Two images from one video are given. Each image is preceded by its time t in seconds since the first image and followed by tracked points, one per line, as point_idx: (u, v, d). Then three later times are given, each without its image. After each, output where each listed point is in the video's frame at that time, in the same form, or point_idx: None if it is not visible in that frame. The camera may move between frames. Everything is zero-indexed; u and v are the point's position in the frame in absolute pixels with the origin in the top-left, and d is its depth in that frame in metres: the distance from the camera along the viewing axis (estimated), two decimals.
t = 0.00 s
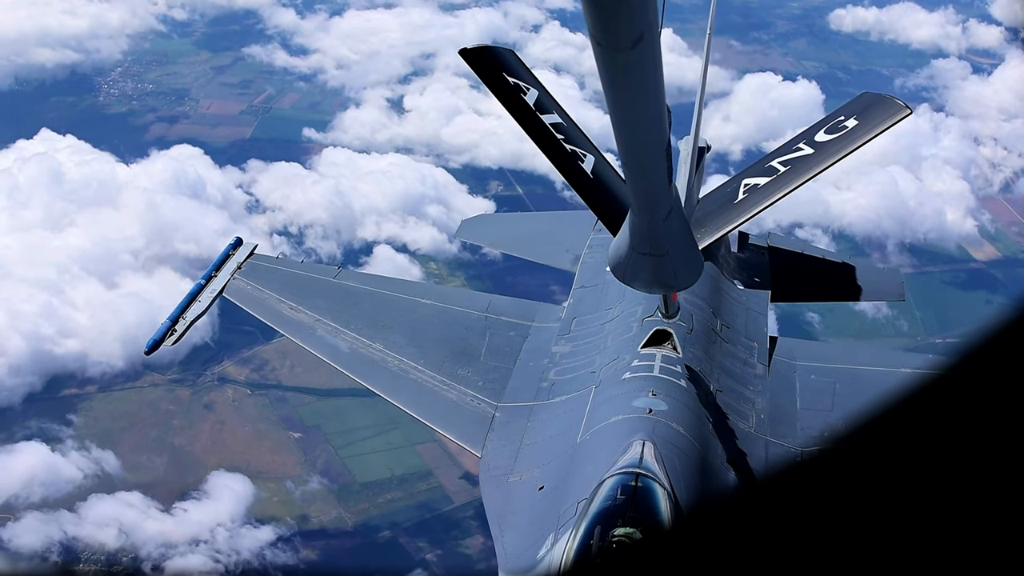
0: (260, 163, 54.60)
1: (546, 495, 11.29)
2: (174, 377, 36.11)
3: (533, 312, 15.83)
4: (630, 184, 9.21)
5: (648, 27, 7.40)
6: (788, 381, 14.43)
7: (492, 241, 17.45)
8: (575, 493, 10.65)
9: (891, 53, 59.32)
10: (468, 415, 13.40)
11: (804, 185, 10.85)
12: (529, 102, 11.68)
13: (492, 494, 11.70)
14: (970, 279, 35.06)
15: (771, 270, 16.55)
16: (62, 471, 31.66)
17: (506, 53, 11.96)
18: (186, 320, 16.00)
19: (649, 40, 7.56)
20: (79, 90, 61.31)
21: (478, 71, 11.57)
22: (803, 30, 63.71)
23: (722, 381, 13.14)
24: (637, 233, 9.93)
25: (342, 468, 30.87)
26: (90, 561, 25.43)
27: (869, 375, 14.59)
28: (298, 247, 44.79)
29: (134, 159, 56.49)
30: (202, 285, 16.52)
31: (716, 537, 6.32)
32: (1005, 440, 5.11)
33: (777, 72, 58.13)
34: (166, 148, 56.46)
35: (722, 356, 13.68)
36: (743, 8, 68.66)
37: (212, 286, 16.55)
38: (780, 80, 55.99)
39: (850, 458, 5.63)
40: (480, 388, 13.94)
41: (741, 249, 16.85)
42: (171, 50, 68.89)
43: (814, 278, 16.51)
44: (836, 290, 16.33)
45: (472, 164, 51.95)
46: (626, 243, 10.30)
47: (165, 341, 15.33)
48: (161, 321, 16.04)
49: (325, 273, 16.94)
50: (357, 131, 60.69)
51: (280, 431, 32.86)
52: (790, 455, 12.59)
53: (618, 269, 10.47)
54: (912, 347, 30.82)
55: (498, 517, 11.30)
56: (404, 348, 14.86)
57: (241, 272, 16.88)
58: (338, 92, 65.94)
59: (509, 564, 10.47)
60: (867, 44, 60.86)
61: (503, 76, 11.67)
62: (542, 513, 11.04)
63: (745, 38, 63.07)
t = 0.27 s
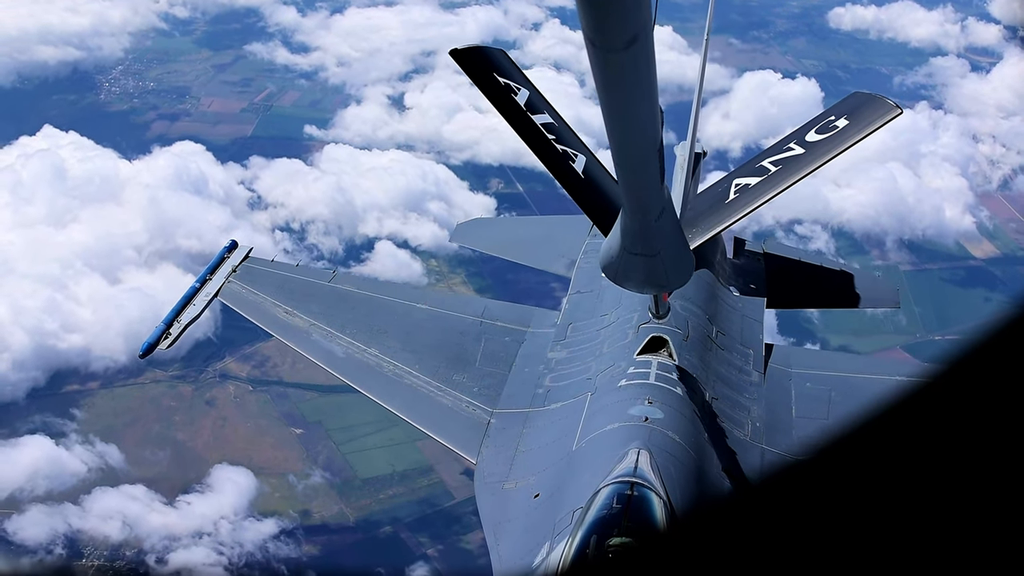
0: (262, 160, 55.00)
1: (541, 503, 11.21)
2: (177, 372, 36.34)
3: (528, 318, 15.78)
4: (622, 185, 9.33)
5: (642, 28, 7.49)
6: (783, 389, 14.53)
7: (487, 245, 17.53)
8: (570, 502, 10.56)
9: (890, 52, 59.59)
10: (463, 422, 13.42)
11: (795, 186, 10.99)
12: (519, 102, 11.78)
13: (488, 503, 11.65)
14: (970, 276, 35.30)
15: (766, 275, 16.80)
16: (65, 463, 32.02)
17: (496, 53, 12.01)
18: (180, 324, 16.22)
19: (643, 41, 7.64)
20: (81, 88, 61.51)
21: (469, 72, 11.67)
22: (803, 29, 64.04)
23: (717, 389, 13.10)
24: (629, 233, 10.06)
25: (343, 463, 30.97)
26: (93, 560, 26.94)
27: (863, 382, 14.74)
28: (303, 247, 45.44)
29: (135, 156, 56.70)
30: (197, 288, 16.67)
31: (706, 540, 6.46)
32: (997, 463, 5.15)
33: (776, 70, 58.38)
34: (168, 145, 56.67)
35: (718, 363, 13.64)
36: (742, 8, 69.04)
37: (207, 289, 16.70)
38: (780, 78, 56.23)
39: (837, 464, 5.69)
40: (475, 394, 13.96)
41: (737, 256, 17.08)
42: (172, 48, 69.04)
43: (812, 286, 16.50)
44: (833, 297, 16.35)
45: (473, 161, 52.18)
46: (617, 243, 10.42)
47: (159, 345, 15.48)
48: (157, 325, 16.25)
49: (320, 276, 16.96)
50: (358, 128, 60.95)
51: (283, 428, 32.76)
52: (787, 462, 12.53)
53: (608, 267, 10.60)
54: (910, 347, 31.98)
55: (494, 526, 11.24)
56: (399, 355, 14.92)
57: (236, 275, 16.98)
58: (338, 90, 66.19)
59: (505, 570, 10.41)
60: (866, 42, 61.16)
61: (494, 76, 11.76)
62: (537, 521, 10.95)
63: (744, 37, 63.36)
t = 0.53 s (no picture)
0: (264, 157, 55.57)
1: (537, 510, 11.12)
2: (179, 368, 36.45)
3: (525, 325, 15.80)
4: (616, 189, 9.44)
5: (637, 30, 7.53)
6: (781, 396, 14.63)
7: (484, 250, 17.62)
8: (566, 511, 10.50)
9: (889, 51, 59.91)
10: (459, 429, 13.39)
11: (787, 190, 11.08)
12: (512, 106, 11.82)
13: (484, 510, 11.57)
14: (969, 274, 35.56)
15: (764, 280, 16.87)
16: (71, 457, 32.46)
17: (488, 56, 12.05)
18: (177, 329, 16.45)
19: (637, 43, 7.68)
20: (83, 86, 61.68)
21: (461, 76, 11.71)
22: (803, 28, 64.43)
23: (715, 396, 13.13)
24: (622, 237, 10.17)
25: (346, 459, 31.20)
26: (96, 554, 26.95)
27: (859, 390, 14.90)
28: (306, 243, 45.81)
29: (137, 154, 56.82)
30: (193, 295, 16.84)
31: (703, 533, 7.05)
32: (983, 470, 5.88)
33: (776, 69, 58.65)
34: (170, 143, 56.81)
35: (715, 370, 13.70)
36: (742, 9, 69.46)
37: (203, 296, 16.87)
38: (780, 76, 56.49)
39: (830, 470, 6.45)
40: (472, 402, 13.94)
41: (735, 261, 17.19)
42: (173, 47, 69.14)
43: (808, 290, 16.71)
44: (829, 302, 16.55)
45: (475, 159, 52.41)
46: (609, 247, 10.55)
47: (155, 352, 15.75)
48: (153, 331, 16.52)
49: (316, 283, 17.02)
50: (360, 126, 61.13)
51: (285, 424, 33.14)
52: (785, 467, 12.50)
53: (602, 272, 10.66)
54: (911, 344, 32.50)
55: (489, 533, 11.17)
56: (395, 361, 14.92)
57: (233, 282, 17.07)
58: (340, 89, 66.40)
59: None
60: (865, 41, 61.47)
61: (487, 80, 11.78)
62: (533, 527, 10.89)
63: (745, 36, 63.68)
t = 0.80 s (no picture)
0: (267, 153, 55.79)
1: (536, 515, 11.17)
2: (182, 364, 36.34)
3: (524, 328, 15.93)
4: (616, 195, 9.54)
5: (636, 33, 7.61)
6: (781, 398, 14.75)
7: (483, 253, 17.75)
8: (565, 515, 10.53)
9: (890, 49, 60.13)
10: (457, 433, 13.45)
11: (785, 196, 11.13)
12: (511, 111, 11.91)
13: (482, 514, 11.62)
14: (968, 271, 35.78)
15: (764, 282, 16.95)
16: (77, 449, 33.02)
17: (486, 61, 12.13)
18: (173, 336, 16.58)
19: (637, 46, 7.76)
20: (85, 83, 61.79)
21: (460, 81, 11.78)
22: (803, 26, 64.61)
23: (715, 400, 13.21)
24: (621, 243, 10.28)
25: (348, 453, 31.57)
26: (100, 549, 27.77)
27: (859, 392, 15.02)
28: (309, 238, 46.00)
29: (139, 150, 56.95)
30: (190, 300, 16.91)
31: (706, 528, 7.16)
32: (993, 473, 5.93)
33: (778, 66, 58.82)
34: (173, 139, 56.91)
35: (715, 374, 13.81)
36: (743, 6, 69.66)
37: (200, 302, 16.95)
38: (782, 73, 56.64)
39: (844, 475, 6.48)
40: (470, 406, 14.01)
41: (735, 263, 17.27)
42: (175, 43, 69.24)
43: (808, 291, 16.82)
44: (829, 303, 16.67)
45: (477, 155, 52.55)
46: (608, 252, 10.62)
47: (151, 358, 15.87)
48: (151, 336, 16.74)
49: (315, 287, 17.15)
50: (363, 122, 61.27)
51: (289, 419, 33.38)
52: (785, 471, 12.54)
53: (601, 277, 10.76)
54: (911, 341, 32.67)
55: (487, 538, 11.20)
56: (394, 365, 15.00)
57: (230, 286, 17.18)
58: (341, 85, 66.51)
59: None
60: (866, 39, 61.68)
61: (484, 85, 11.84)
62: (532, 531, 10.93)
63: (745, 34, 63.95)
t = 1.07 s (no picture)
0: (269, 150, 56.04)
1: (534, 518, 11.30)
2: (184, 360, 36.60)
3: (523, 329, 16.09)
4: (616, 198, 9.62)
5: (637, 37, 7.68)
6: (781, 398, 14.88)
7: (483, 255, 17.88)
8: (563, 517, 10.64)
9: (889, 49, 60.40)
10: (456, 435, 13.56)
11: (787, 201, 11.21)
12: (513, 117, 12.07)
13: (480, 516, 11.76)
14: (966, 269, 36.01)
15: (763, 282, 17.07)
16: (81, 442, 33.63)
17: (489, 68, 12.31)
18: (169, 338, 16.70)
19: (637, 50, 7.83)
20: (87, 81, 62.01)
21: (462, 88, 11.97)
22: (803, 25, 64.87)
23: (715, 401, 13.32)
24: (622, 248, 10.37)
25: (350, 448, 31.91)
26: (104, 542, 28.55)
27: (858, 392, 15.16)
28: (310, 233, 46.18)
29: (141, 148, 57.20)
30: (186, 304, 16.98)
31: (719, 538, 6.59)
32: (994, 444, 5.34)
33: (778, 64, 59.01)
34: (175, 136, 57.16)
35: (714, 374, 13.93)
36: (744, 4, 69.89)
37: (196, 305, 16.98)
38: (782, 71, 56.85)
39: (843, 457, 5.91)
40: (468, 408, 14.12)
41: (734, 263, 17.37)
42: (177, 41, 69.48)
43: (808, 291, 16.94)
44: (828, 303, 16.81)
45: (478, 152, 52.75)
46: (609, 258, 10.72)
47: (149, 361, 16.06)
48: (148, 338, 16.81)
49: (312, 289, 17.27)
50: (364, 119, 61.48)
51: (291, 415, 33.81)
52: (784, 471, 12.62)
53: (602, 283, 10.89)
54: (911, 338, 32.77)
55: (485, 540, 11.33)
56: (391, 367, 15.12)
57: (227, 289, 17.29)
58: (343, 81, 66.68)
59: None
60: (866, 38, 61.94)
61: (487, 92, 12.03)
62: (530, 533, 11.05)
63: (746, 32, 64.18)
